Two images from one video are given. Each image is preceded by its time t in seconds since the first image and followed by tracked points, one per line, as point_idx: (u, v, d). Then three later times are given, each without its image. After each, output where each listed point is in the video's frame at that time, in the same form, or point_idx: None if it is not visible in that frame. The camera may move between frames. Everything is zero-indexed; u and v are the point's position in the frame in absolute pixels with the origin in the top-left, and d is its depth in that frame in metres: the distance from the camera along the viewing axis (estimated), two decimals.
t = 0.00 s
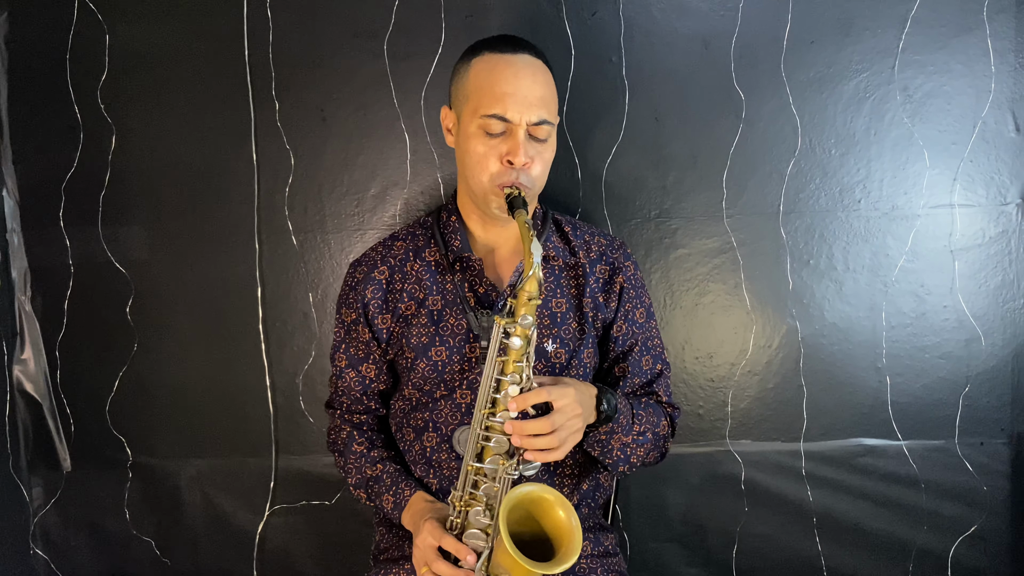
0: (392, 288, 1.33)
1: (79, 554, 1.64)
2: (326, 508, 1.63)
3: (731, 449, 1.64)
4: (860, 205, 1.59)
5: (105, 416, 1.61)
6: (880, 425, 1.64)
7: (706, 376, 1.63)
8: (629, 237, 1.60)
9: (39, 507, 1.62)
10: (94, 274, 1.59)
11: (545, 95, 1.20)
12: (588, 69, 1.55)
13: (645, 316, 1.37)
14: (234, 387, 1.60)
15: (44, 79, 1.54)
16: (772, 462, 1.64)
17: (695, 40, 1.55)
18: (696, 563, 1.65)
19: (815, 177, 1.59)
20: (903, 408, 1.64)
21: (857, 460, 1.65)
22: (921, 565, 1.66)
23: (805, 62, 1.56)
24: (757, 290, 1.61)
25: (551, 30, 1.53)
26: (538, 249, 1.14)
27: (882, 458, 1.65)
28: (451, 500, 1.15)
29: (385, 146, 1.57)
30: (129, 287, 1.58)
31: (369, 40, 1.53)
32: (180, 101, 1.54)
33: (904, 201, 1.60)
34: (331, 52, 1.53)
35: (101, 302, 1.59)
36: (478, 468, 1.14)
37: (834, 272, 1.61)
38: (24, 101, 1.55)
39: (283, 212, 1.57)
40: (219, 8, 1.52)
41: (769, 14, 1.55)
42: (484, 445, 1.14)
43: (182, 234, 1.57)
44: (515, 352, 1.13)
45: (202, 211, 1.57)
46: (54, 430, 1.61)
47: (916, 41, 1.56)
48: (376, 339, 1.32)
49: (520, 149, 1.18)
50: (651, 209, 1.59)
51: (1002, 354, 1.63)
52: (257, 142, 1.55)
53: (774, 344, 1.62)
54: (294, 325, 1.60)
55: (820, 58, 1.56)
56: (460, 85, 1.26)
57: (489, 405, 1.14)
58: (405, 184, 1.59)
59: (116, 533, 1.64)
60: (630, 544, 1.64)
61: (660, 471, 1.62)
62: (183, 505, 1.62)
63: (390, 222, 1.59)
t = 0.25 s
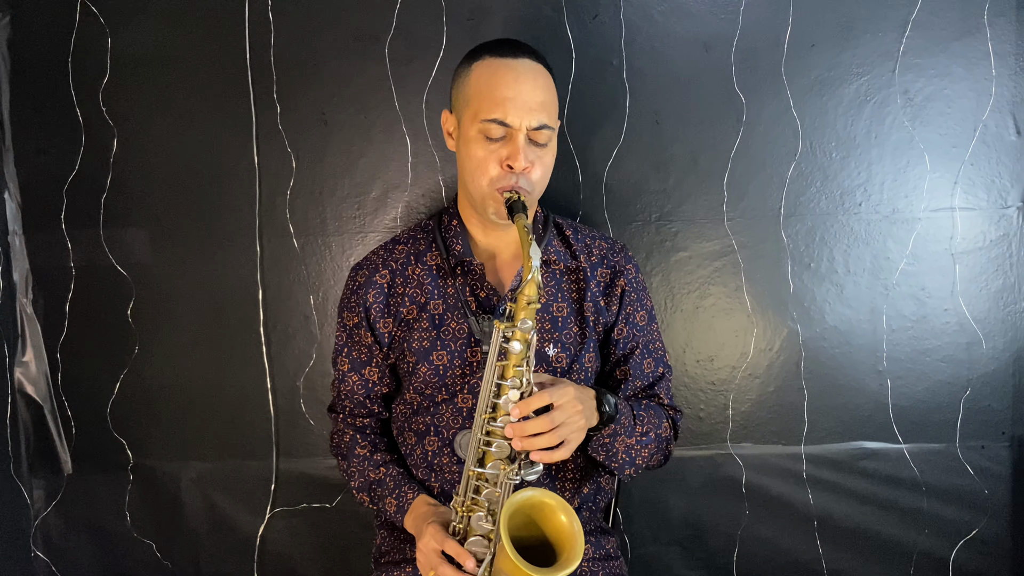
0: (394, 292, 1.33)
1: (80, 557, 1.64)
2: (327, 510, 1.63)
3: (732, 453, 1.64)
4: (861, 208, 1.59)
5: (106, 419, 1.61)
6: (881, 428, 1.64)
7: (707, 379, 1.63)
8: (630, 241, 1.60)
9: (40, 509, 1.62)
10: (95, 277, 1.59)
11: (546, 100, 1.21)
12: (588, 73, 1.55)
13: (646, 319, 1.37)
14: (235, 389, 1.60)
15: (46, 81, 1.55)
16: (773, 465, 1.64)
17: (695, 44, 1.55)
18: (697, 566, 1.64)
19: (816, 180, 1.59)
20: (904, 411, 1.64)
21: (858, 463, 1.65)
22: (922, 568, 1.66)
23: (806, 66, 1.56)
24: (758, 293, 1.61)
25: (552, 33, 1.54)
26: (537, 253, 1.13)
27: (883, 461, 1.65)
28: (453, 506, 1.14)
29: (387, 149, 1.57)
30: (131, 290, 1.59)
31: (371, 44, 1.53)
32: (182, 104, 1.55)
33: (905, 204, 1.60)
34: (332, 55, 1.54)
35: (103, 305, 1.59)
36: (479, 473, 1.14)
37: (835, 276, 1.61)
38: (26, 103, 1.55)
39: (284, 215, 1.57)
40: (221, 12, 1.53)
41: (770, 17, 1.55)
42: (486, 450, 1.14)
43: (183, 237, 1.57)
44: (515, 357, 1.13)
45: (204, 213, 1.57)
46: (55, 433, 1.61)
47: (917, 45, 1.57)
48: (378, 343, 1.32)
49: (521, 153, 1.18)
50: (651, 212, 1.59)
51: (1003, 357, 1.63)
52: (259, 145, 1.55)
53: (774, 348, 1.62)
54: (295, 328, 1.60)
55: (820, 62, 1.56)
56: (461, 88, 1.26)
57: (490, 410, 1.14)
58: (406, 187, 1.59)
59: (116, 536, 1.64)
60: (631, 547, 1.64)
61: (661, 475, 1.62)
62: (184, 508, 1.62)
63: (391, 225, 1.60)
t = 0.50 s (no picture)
0: (394, 294, 1.33)
1: (82, 557, 1.65)
2: (328, 511, 1.63)
3: (733, 454, 1.64)
4: (863, 209, 1.59)
5: (108, 420, 1.61)
6: (883, 429, 1.64)
7: (709, 380, 1.63)
8: (631, 242, 1.60)
9: (42, 510, 1.62)
10: (97, 278, 1.59)
11: (546, 101, 1.21)
12: (590, 74, 1.55)
13: (646, 319, 1.37)
14: (237, 390, 1.60)
15: (49, 82, 1.55)
16: (775, 466, 1.64)
17: (697, 45, 1.55)
18: (698, 567, 1.64)
19: (818, 181, 1.59)
20: (906, 412, 1.64)
21: (860, 465, 1.64)
22: (924, 570, 1.66)
23: (808, 67, 1.56)
24: (759, 294, 1.61)
25: (554, 34, 1.53)
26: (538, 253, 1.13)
27: (885, 462, 1.64)
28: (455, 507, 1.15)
29: (388, 150, 1.57)
30: (133, 290, 1.59)
31: (373, 45, 1.53)
32: (184, 105, 1.55)
33: (906, 206, 1.60)
34: (334, 56, 1.54)
35: (105, 306, 1.59)
36: (482, 474, 1.15)
37: (837, 277, 1.61)
38: (28, 104, 1.56)
39: (286, 216, 1.57)
40: (223, 13, 1.53)
41: (772, 18, 1.55)
42: (488, 450, 1.14)
43: (185, 238, 1.57)
44: (516, 356, 1.13)
45: (206, 214, 1.57)
46: (57, 434, 1.61)
47: (919, 46, 1.56)
48: (378, 345, 1.32)
49: (521, 154, 1.18)
50: (653, 213, 1.59)
51: (1005, 358, 1.63)
52: (261, 146, 1.55)
53: (776, 348, 1.62)
54: (297, 329, 1.60)
55: (822, 63, 1.56)
56: (461, 90, 1.26)
57: (491, 410, 1.15)
58: (408, 188, 1.59)
59: (118, 536, 1.64)
60: (632, 548, 1.63)
61: (663, 476, 1.62)
62: (186, 508, 1.63)
63: (393, 226, 1.60)
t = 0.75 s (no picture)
0: (397, 295, 1.33)
1: (85, 556, 1.65)
2: (331, 510, 1.63)
3: (736, 453, 1.63)
4: (866, 208, 1.59)
5: (111, 419, 1.61)
6: (886, 429, 1.64)
7: (712, 379, 1.63)
8: (634, 241, 1.60)
9: (45, 509, 1.62)
10: (101, 277, 1.59)
11: (547, 97, 1.21)
12: (593, 73, 1.55)
13: (649, 317, 1.36)
14: (240, 389, 1.60)
15: (52, 81, 1.55)
16: (778, 466, 1.64)
17: (699, 44, 1.55)
18: (701, 566, 1.64)
19: (821, 180, 1.59)
20: (909, 412, 1.64)
21: (863, 464, 1.64)
22: (927, 569, 1.66)
23: (810, 66, 1.56)
24: (762, 293, 1.61)
25: (556, 33, 1.53)
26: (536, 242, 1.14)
27: (888, 462, 1.64)
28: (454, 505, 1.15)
29: (391, 149, 1.57)
30: (136, 290, 1.59)
31: (375, 44, 1.53)
32: (186, 104, 1.55)
33: (909, 205, 1.59)
34: (337, 56, 1.54)
35: (108, 305, 1.60)
36: (481, 469, 1.14)
37: (840, 276, 1.61)
38: (31, 103, 1.56)
39: (289, 215, 1.58)
40: (226, 12, 1.53)
41: (774, 18, 1.55)
42: (487, 445, 1.14)
43: (188, 237, 1.58)
44: (515, 349, 1.12)
45: (208, 214, 1.57)
46: (60, 433, 1.62)
47: (922, 45, 1.56)
48: (382, 345, 1.32)
49: (522, 150, 1.18)
50: (656, 212, 1.59)
51: (1009, 357, 1.63)
52: (263, 145, 1.56)
53: (779, 348, 1.62)
54: (299, 328, 1.60)
55: (825, 62, 1.56)
56: (462, 87, 1.26)
57: (490, 403, 1.15)
58: (411, 187, 1.59)
59: (121, 535, 1.64)
60: (635, 548, 1.63)
61: (665, 475, 1.62)
62: (189, 507, 1.63)
63: (396, 225, 1.60)
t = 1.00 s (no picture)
0: (401, 292, 1.33)
1: (88, 555, 1.65)
2: (334, 509, 1.63)
3: (740, 453, 1.63)
4: (870, 207, 1.59)
5: (115, 417, 1.61)
6: (890, 428, 1.63)
7: (715, 379, 1.62)
8: (638, 240, 1.60)
9: (49, 507, 1.63)
10: (104, 276, 1.59)
11: (550, 92, 1.21)
12: (596, 72, 1.55)
13: (651, 316, 1.35)
14: (243, 387, 1.61)
15: (55, 80, 1.55)
16: (781, 465, 1.64)
17: (704, 43, 1.54)
18: (704, 566, 1.64)
19: (825, 179, 1.58)
20: (913, 411, 1.63)
21: (867, 464, 1.64)
22: (931, 569, 1.65)
23: (815, 65, 1.56)
24: (766, 292, 1.60)
25: (561, 32, 1.53)
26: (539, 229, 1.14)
27: (892, 462, 1.64)
28: (453, 497, 1.14)
29: (394, 148, 1.57)
30: (139, 288, 1.59)
31: (379, 43, 1.53)
32: (190, 102, 1.55)
33: (914, 204, 1.59)
34: (341, 55, 1.54)
35: (112, 303, 1.60)
36: (481, 458, 1.14)
37: (844, 276, 1.60)
38: (34, 102, 1.55)
39: (292, 214, 1.57)
40: (229, 11, 1.53)
41: (779, 16, 1.54)
42: (487, 434, 1.13)
43: (192, 236, 1.58)
44: (517, 334, 1.13)
45: (212, 212, 1.57)
46: (63, 431, 1.62)
47: (928, 44, 1.56)
48: (386, 343, 1.33)
49: (526, 143, 1.18)
50: (659, 211, 1.59)
51: (1013, 357, 1.63)
52: (267, 144, 1.55)
53: (783, 347, 1.61)
54: (303, 327, 1.60)
55: (830, 61, 1.56)
56: (466, 82, 1.26)
57: (491, 390, 1.15)
58: (414, 186, 1.59)
59: (125, 534, 1.64)
60: (638, 547, 1.63)
61: (668, 474, 1.62)
62: (192, 506, 1.63)
63: (399, 224, 1.60)
